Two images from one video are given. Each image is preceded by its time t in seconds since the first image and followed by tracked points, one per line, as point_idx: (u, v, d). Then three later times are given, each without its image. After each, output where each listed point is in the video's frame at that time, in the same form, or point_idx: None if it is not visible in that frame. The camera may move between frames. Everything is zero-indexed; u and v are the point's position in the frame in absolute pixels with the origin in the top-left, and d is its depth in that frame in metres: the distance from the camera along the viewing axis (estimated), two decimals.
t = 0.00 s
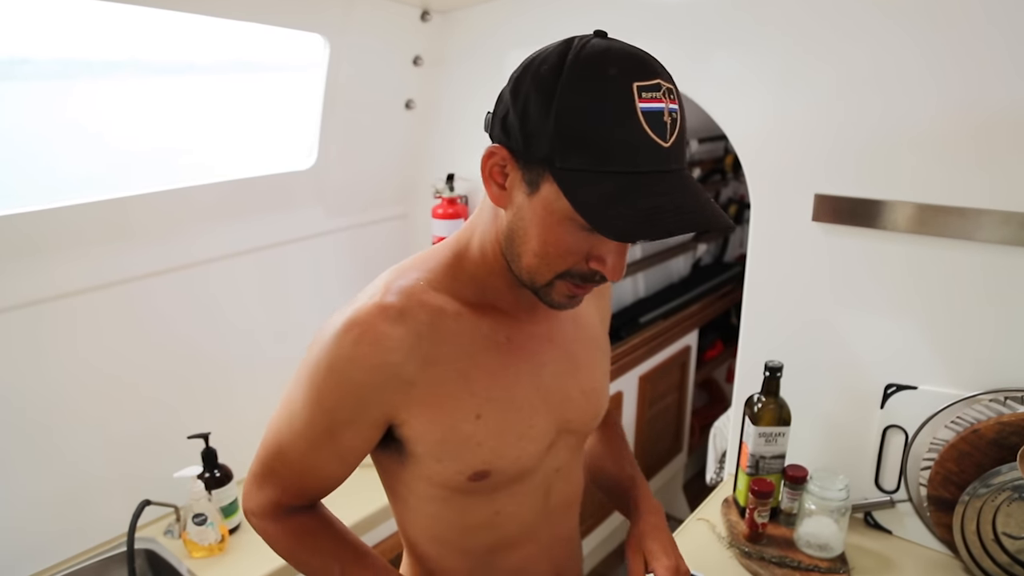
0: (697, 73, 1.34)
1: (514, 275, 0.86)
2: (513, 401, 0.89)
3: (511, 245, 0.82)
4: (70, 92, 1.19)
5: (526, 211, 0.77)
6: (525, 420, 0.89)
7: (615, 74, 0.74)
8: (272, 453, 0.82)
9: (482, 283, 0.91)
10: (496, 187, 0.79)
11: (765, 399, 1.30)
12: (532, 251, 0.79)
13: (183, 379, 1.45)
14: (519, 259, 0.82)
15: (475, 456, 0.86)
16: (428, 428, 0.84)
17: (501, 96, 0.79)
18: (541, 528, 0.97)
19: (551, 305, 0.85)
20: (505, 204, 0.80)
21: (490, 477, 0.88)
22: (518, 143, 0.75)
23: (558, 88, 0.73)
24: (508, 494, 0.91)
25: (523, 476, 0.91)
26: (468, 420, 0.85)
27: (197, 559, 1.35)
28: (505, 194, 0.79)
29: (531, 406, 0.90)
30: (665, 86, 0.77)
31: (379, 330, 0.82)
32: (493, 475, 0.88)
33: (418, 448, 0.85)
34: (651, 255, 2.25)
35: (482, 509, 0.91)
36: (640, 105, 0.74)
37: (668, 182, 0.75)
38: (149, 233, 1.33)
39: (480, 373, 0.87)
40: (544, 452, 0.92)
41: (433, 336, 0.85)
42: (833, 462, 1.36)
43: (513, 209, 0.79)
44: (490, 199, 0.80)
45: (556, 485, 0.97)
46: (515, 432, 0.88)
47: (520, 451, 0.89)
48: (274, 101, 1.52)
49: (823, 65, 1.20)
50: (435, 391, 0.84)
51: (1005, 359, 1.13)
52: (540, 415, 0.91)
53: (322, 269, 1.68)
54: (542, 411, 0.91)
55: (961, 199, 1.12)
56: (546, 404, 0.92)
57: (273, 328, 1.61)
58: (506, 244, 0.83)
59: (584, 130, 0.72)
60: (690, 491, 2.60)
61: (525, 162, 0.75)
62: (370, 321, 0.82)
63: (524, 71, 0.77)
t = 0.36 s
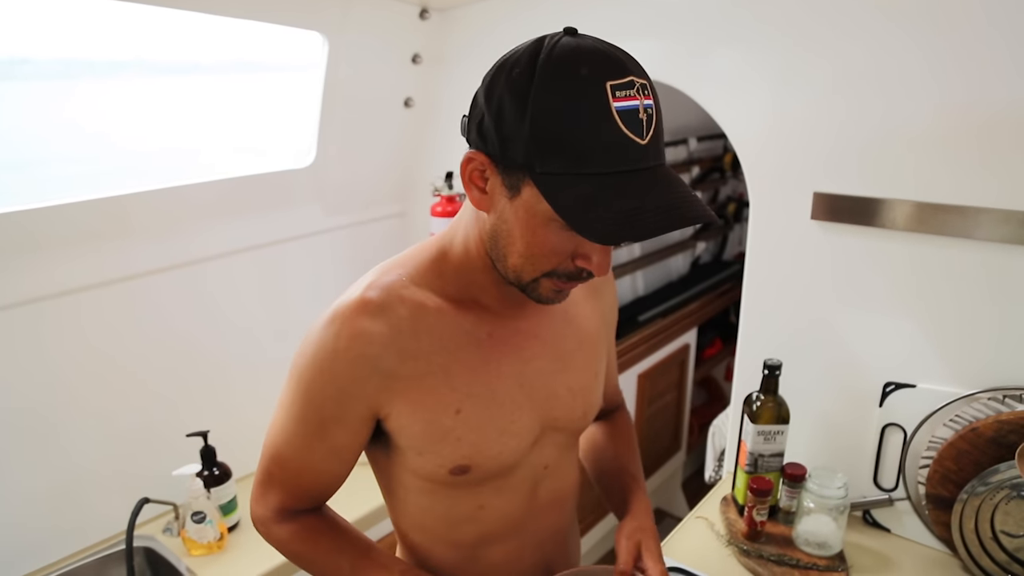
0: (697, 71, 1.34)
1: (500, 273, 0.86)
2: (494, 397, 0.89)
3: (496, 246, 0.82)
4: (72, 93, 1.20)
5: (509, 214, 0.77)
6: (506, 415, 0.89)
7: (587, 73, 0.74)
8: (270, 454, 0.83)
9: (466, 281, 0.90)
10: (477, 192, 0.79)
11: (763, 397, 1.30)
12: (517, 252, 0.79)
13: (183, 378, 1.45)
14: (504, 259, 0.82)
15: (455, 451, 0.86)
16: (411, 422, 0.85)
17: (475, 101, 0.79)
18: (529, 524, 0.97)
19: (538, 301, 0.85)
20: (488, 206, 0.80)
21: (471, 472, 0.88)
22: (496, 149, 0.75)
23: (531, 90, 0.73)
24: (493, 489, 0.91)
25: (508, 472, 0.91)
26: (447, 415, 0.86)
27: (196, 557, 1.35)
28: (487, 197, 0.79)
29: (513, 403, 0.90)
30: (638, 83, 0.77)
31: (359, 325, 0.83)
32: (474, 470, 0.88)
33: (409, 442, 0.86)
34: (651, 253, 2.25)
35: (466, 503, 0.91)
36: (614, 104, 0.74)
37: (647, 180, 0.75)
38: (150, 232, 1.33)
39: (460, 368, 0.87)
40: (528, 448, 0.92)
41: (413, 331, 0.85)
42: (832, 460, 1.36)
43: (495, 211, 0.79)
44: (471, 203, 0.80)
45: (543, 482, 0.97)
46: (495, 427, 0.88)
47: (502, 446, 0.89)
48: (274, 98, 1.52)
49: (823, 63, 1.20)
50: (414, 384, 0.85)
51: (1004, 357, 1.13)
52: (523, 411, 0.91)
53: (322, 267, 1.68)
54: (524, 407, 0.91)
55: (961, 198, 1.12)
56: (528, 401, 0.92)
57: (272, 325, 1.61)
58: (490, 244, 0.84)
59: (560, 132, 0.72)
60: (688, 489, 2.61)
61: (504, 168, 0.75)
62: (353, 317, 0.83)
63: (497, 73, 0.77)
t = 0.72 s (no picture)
0: (697, 69, 1.34)
1: (501, 274, 0.86)
2: (498, 395, 0.89)
3: (497, 249, 0.82)
4: (72, 92, 1.20)
5: (513, 219, 0.77)
6: (511, 412, 0.90)
7: (599, 84, 0.74)
8: (274, 464, 0.82)
9: (464, 280, 0.90)
10: (480, 196, 0.79)
11: (763, 395, 1.30)
12: (521, 256, 0.80)
13: (182, 376, 1.45)
14: (506, 261, 0.82)
15: (463, 449, 0.87)
16: (418, 424, 0.85)
17: (482, 105, 0.79)
18: (531, 520, 0.97)
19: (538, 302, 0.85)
20: (491, 210, 0.79)
21: (479, 470, 0.89)
22: (505, 156, 0.75)
23: (542, 100, 0.73)
24: (497, 486, 0.92)
25: (511, 468, 0.92)
26: (454, 414, 0.86)
27: (196, 555, 1.35)
28: (490, 201, 0.78)
29: (517, 400, 0.91)
30: (647, 94, 0.77)
31: (362, 328, 0.82)
32: (482, 468, 0.89)
33: (409, 442, 0.86)
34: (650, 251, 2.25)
35: (471, 502, 0.91)
36: (625, 116, 0.74)
37: (658, 193, 0.75)
38: (149, 230, 1.33)
39: (465, 368, 0.88)
40: (531, 443, 0.93)
41: (417, 333, 0.85)
42: (831, 457, 1.36)
43: (498, 215, 0.79)
44: (474, 206, 0.80)
45: (545, 476, 0.98)
46: (502, 424, 0.89)
47: (508, 443, 0.90)
48: (274, 97, 1.52)
49: (822, 62, 1.20)
50: (421, 387, 0.84)
51: (1003, 355, 1.14)
52: (527, 407, 0.92)
53: (321, 265, 1.68)
54: (528, 403, 0.92)
55: (960, 195, 1.12)
56: (532, 397, 0.93)
57: (272, 323, 1.61)
58: (491, 246, 0.83)
59: (572, 143, 0.72)
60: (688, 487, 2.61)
61: (511, 174, 0.75)
62: (356, 320, 0.82)
63: (506, 78, 0.76)
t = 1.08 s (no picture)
0: (697, 68, 1.34)
1: (495, 270, 0.85)
2: (500, 391, 0.89)
3: (491, 242, 0.82)
4: (73, 91, 1.20)
5: (504, 209, 0.77)
6: (513, 409, 0.90)
7: (593, 80, 0.74)
8: (275, 458, 0.82)
9: (466, 276, 0.90)
10: (476, 184, 0.79)
11: (764, 393, 1.30)
12: (509, 249, 0.79)
13: (183, 375, 1.45)
14: (497, 254, 0.82)
15: (466, 446, 0.87)
16: (420, 420, 0.85)
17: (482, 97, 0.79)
18: (531, 518, 0.97)
19: (529, 300, 0.85)
20: (485, 201, 0.80)
21: (480, 467, 0.89)
22: (498, 146, 0.75)
23: (536, 94, 0.73)
24: (498, 484, 0.92)
25: (512, 465, 0.92)
26: (457, 410, 0.86)
27: (197, 553, 1.36)
28: (484, 191, 0.79)
29: (519, 396, 0.91)
30: (642, 93, 0.77)
31: (365, 324, 0.82)
32: (483, 465, 0.89)
33: (411, 439, 0.86)
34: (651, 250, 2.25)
35: (472, 499, 0.91)
36: (615, 113, 0.74)
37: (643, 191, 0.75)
38: (151, 229, 1.33)
39: (467, 365, 0.88)
40: (532, 440, 0.93)
41: (420, 329, 0.85)
42: (832, 456, 1.36)
43: (492, 206, 0.79)
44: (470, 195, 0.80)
45: (545, 474, 0.97)
46: (503, 421, 0.89)
47: (509, 440, 0.90)
48: (275, 98, 1.52)
49: (822, 61, 1.20)
50: (423, 383, 0.84)
51: (1004, 354, 1.14)
52: (528, 405, 0.92)
53: (322, 264, 1.68)
54: (530, 400, 0.92)
55: (961, 195, 1.12)
56: (533, 394, 0.93)
57: (272, 322, 1.61)
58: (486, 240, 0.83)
59: (562, 136, 0.72)
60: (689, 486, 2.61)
61: (504, 164, 0.75)
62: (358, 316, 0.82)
63: (505, 70, 0.77)
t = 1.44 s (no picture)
0: (699, 69, 1.34)
1: (502, 272, 0.86)
2: (496, 392, 0.89)
3: (497, 246, 0.82)
4: (74, 89, 1.19)
5: (510, 217, 0.77)
6: (509, 411, 0.89)
7: (589, 80, 0.73)
8: (270, 454, 0.83)
9: (466, 275, 0.90)
10: (477, 194, 0.78)
11: (765, 393, 1.30)
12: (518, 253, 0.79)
13: (184, 375, 1.45)
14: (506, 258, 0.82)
15: (461, 446, 0.87)
16: (415, 419, 0.85)
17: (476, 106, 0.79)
18: (529, 519, 0.97)
19: (540, 299, 0.85)
20: (488, 208, 0.79)
21: (475, 466, 0.89)
22: (500, 156, 0.75)
23: (534, 100, 0.73)
24: (493, 484, 0.92)
25: (507, 466, 0.92)
26: (451, 410, 0.86)
27: (198, 553, 1.36)
28: (486, 199, 0.78)
29: (516, 397, 0.90)
30: (641, 91, 0.77)
31: (361, 322, 0.83)
32: (478, 465, 0.89)
33: (411, 439, 0.86)
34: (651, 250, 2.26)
35: (467, 499, 0.91)
36: (616, 113, 0.74)
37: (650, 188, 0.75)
38: (152, 228, 1.33)
39: (465, 365, 0.87)
40: (528, 441, 0.93)
41: (416, 328, 0.85)
42: (834, 457, 1.36)
43: (496, 213, 0.79)
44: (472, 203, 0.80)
45: (544, 475, 0.97)
46: (499, 423, 0.88)
47: (505, 441, 0.89)
48: (276, 97, 1.52)
49: (823, 61, 1.20)
50: (419, 383, 0.84)
51: (1005, 354, 1.14)
52: (525, 406, 0.91)
53: (323, 265, 1.68)
54: (528, 401, 0.91)
55: (963, 195, 1.12)
56: (530, 395, 0.92)
57: (274, 322, 1.61)
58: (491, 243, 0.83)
59: (563, 141, 0.72)
60: (690, 486, 2.60)
61: (505, 173, 0.75)
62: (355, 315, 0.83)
63: (499, 76, 0.76)
